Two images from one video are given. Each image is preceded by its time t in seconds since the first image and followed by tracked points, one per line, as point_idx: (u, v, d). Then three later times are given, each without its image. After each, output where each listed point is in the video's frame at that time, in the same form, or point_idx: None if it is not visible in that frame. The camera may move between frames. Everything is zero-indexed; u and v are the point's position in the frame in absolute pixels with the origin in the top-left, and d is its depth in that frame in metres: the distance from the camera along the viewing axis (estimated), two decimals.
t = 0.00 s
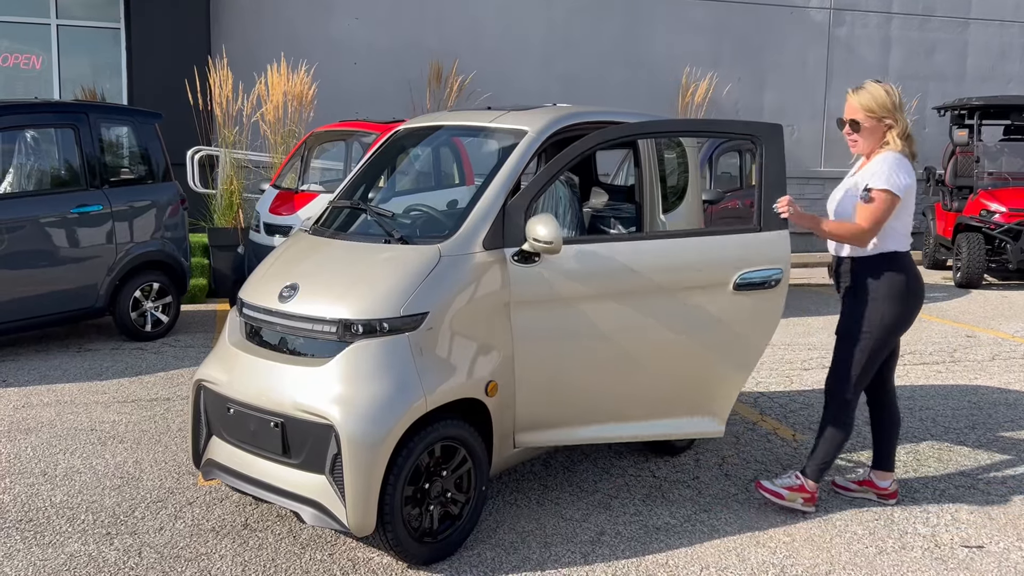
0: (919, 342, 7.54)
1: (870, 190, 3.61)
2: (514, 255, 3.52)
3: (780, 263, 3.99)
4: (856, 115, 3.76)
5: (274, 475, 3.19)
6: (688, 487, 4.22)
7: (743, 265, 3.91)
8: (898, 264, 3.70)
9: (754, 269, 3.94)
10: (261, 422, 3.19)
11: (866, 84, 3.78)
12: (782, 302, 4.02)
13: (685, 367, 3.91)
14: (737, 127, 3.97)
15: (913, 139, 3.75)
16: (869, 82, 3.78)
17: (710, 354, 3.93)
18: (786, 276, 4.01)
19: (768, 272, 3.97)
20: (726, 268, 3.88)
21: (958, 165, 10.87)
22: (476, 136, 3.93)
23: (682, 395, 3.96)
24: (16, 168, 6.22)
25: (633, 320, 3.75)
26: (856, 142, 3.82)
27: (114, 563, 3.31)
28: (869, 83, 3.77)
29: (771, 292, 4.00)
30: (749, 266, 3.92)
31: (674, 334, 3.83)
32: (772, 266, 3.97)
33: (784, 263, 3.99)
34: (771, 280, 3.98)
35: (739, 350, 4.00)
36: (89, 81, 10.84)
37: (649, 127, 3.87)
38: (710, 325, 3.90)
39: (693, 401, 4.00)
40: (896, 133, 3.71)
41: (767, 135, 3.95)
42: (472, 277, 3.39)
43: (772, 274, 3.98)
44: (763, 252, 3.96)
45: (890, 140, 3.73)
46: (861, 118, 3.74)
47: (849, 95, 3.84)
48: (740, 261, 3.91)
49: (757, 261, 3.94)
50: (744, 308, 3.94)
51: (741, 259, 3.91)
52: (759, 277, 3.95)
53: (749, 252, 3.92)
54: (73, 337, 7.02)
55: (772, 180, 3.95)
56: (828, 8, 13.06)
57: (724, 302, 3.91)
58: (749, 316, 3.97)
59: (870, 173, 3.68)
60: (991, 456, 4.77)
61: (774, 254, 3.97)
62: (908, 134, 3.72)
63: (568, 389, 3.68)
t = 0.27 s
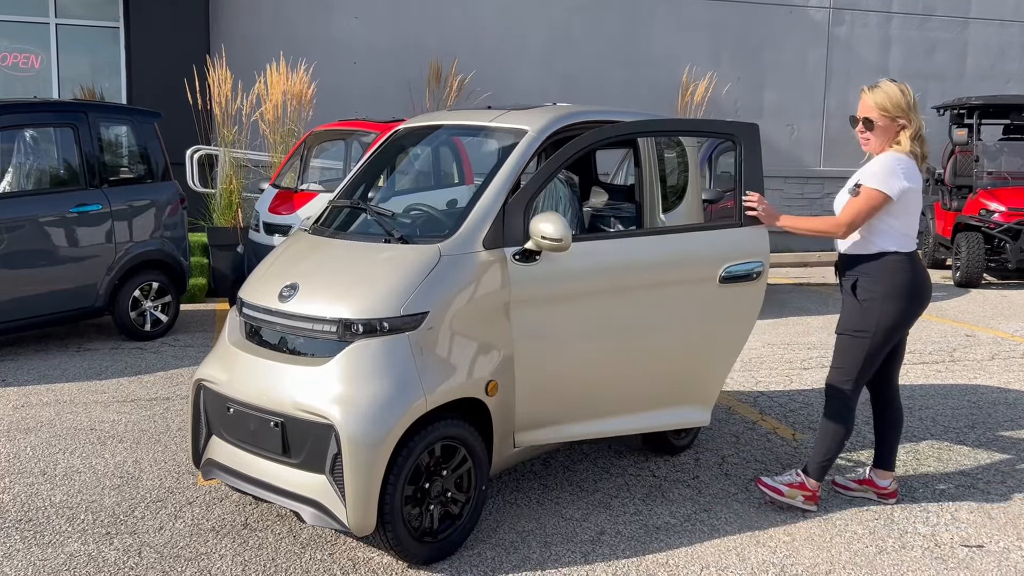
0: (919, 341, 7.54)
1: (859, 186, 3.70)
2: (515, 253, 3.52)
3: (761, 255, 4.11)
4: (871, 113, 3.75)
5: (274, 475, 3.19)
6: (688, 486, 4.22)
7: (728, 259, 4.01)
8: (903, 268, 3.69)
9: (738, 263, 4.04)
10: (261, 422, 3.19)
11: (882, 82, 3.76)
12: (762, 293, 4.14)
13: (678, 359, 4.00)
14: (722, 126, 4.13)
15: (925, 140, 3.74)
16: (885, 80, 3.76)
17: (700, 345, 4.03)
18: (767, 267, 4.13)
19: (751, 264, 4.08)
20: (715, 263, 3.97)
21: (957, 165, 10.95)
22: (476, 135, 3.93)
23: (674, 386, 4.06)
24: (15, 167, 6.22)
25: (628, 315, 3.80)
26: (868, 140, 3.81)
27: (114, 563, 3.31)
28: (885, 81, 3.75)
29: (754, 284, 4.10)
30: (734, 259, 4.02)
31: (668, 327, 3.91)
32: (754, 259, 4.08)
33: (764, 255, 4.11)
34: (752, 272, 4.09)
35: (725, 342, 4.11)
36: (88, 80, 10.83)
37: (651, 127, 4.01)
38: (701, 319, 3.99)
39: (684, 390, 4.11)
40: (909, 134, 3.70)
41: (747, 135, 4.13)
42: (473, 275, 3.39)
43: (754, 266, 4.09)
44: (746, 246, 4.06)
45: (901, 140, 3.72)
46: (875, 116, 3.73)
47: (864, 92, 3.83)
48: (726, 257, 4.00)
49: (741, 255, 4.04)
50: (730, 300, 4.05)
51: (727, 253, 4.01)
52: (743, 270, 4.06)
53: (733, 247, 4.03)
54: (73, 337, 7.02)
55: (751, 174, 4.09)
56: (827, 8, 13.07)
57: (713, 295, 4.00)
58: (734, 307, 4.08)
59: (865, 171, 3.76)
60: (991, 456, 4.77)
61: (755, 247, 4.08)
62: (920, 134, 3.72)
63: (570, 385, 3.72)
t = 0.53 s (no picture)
0: (916, 341, 7.56)
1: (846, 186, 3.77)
2: (513, 254, 3.52)
3: (741, 253, 4.24)
4: (872, 114, 3.75)
5: (272, 476, 3.19)
6: (687, 486, 4.22)
7: (712, 257, 4.12)
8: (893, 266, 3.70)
9: (721, 260, 4.15)
10: (260, 423, 3.19)
11: (885, 83, 3.75)
12: (741, 292, 4.29)
13: (666, 355, 4.07)
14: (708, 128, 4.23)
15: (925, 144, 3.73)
16: (888, 81, 3.76)
17: (686, 340, 4.12)
18: (745, 267, 4.29)
19: (730, 262, 4.20)
20: (700, 259, 4.07)
21: (955, 165, 10.87)
22: (475, 136, 3.93)
23: (663, 382, 4.12)
24: (14, 167, 6.22)
25: (621, 314, 3.85)
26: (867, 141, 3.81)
27: (113, 564, 3.31)
28: (888, 83, 3.74)
29: (734, 282, 4.24)
30: (717, 257, 4.14)
31: (659, 323, 3.99)
32: (734, 256, 4.21)
33: (743, 253, 4.25)
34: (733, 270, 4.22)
35: (709, 337, 4.22)
36: (86, 80, 10.82)
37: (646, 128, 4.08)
38: (689, 315, 4.08)
39: (671, 386, 4.17)
40: (907, 136, 3.69)
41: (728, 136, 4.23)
42: (472, 275, 3.39)
43: (733, 263, 4.22)
44: (728, 244, 4.20)
45: (900, 142, 3.71)
46: (874, 117, 3.73)
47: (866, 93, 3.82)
48: (710, 253, 4.11)
49: (723, 253, 4.16)
50: (713, 297, 4.16)
51: (711, 251, 4.11)
52: (724, 267, 4.17)
53: (716, 245, 4.14)
54: (71, 337, 7.01)
55: (732, 175, 4.24)
56: (825, 8, 13.09)
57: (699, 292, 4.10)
58: (717, 301, 4.18)
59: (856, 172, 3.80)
60: (988, 455, 4.79)
61: (736, 246, 4.23)
62: (920, 138, 3.70)
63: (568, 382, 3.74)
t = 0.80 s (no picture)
0: (913, 341, 7.58)
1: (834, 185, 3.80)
2: (511, 253, 3.53)
3: (728, 251, 4.29)
4: (861, 113, 3.76)
5: (269, 474, 3.19)
6: (683, 485, 4.23)
7: (701, 254, 4.14)
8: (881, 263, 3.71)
9: (710, 257, 4.18)
10: (257, 421, 3.19)
11: (876, 83, 3.77)
12: (729, 287, 4.32)
13: (656, 354, 4.08)
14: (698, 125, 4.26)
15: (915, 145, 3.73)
16: (880, 81, 3.77)
17: (676, 340, 4.13)
18: (734, 264, 4.33)
19: (719, 259, 4.24)
20: (688, 256, 4.09)
21: (952, 165, 10.87)
22: (472, 135, 3.94)
23: (653, 383, 4.12)
24: (10, 166, 6.22)
25: (616, 311, 3.87)
26: (858, 140, 3.82)
27: (109, 562, 3.31)
28: (879, 83, 3.76)
29: (722, 280, 4.27)
30: (705, 254, 4.16)
31: (650, 323, 4.00)
32: (722, 253, 4.25)
33: (731, 251, 4.29)
34: (721, 267, 4.25)
35: (699, 335, 4.24)
36: (83, 79, 10.81)
37: (640, 127, 4.09)
38: (679, 313, 4.10)
39: (662, 387, 4.17)
40: (896, 136, 3.70)
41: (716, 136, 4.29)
42: (470, 273, 3.40)
43: (722, 261, 4.25)
44: (717, 242, 4.22)
45: (889, 142, 3.73)
46: (864, 116, 3.75)
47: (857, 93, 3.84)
48: (700, 251, 4.14)
49: (712, 250, 4.19)
50: (702, 294, 4.18)
51: (699, 248, 4.14)
52: (714, 265, 4.20)
53: (705, 243, 4.17)
54: (68, 336, 7.01)
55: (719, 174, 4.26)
56: (822, 8, 13.11)
57: (690, 289, 4.12)
58: (707, 299, 4.21)
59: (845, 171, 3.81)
60: (984, 454, 4.80)
61: (724, 243, 4.26)
62: (910, 139, 3.71)
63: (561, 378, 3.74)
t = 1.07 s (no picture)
0: (908, 340, 7.60)
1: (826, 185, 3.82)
2: (507, 252, 3.54)
3: (723, 250, 4.31)
4: (851, 112, 3.79)
5: (266, 473, 3.20)
6: (680, 483, 4.25)
7: (697, 254, 4.17)
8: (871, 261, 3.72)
9: (705, 257, 4.21)
10: (254, 420, 3.20)
11: (868, 83, 3.79)
12: (724, 286, 4.34)
13: (652, 354, 4.09)
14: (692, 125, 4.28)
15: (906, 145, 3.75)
16: (870, 81, 3.79)
17: (671, 340, 4.15)
18: (728, 264, 4.36)
19: (714, 258, 4.26)
20: (683, 255, 4.10)
21: (947, 165, 10.85)
22: (469, 135, 3.94)
23: (648, 383, 4.13)
24: (6, 165, 6.21)
25: (611, 311, 3.88)
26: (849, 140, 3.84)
27: (106, 561, 3.31)
28: (870, 82, 3.78)
29: (717, 279, 4.29)
30: (700, 253, 4.18)
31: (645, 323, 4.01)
32: (717, 253, 4.27)
33: (725, 250, 4.32)
34: (717, 266, 4.27)
35: (694, 335, 4.25)
36: (79, 78, 10.80)
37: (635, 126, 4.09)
38: (674, 314, 4.12)
39: (657, 387, 4.18)
40: (886, 135, 3.72)
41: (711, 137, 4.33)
42: (467, 272, 3.41)
43: (717, 260, 4.27)
44: (712, 241, 4.25)
45: (880, 141, 3.74)
46: (854, 115, 3.77)
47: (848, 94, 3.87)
48: (695, 251, 4.16)
49: (707, 250, 4.21)
50: (698, 293, 4.20)
51: (695, 248, 4.16)
52: (709, 264, 4.23)
53: (700, 242, 4.19)
54: (64, 336, 7.00)
55: (713, 175, 4.33)
56: (818, 9, 13.13)
57: (685, 288, 4.14)
58: (703, 298, 4.23)
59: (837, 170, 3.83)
60: (979, 453, 4.82)
61: (718, 243, 4.29)
62: (901, 138, 3.73)
63: (558, 376, 3.75)
